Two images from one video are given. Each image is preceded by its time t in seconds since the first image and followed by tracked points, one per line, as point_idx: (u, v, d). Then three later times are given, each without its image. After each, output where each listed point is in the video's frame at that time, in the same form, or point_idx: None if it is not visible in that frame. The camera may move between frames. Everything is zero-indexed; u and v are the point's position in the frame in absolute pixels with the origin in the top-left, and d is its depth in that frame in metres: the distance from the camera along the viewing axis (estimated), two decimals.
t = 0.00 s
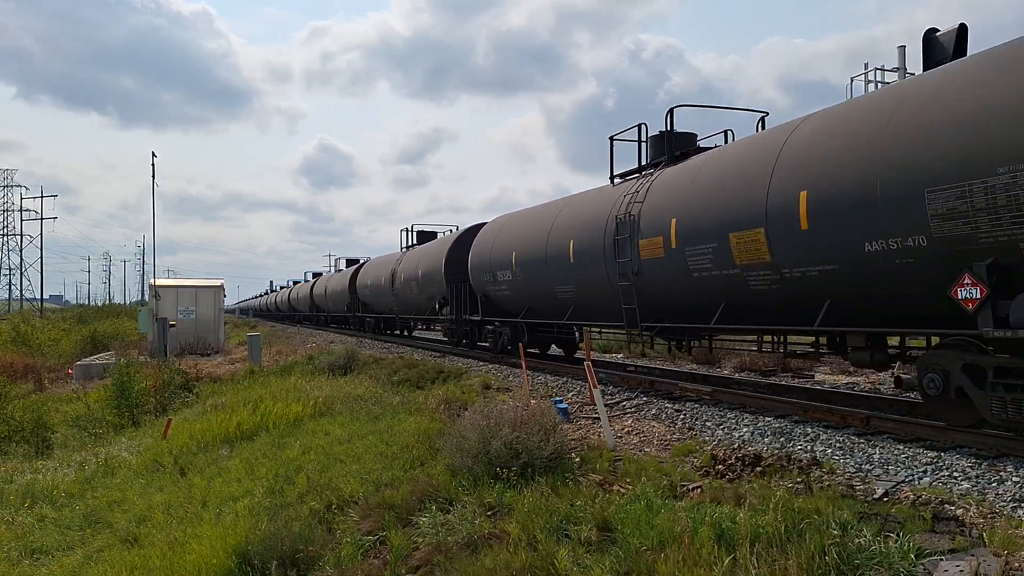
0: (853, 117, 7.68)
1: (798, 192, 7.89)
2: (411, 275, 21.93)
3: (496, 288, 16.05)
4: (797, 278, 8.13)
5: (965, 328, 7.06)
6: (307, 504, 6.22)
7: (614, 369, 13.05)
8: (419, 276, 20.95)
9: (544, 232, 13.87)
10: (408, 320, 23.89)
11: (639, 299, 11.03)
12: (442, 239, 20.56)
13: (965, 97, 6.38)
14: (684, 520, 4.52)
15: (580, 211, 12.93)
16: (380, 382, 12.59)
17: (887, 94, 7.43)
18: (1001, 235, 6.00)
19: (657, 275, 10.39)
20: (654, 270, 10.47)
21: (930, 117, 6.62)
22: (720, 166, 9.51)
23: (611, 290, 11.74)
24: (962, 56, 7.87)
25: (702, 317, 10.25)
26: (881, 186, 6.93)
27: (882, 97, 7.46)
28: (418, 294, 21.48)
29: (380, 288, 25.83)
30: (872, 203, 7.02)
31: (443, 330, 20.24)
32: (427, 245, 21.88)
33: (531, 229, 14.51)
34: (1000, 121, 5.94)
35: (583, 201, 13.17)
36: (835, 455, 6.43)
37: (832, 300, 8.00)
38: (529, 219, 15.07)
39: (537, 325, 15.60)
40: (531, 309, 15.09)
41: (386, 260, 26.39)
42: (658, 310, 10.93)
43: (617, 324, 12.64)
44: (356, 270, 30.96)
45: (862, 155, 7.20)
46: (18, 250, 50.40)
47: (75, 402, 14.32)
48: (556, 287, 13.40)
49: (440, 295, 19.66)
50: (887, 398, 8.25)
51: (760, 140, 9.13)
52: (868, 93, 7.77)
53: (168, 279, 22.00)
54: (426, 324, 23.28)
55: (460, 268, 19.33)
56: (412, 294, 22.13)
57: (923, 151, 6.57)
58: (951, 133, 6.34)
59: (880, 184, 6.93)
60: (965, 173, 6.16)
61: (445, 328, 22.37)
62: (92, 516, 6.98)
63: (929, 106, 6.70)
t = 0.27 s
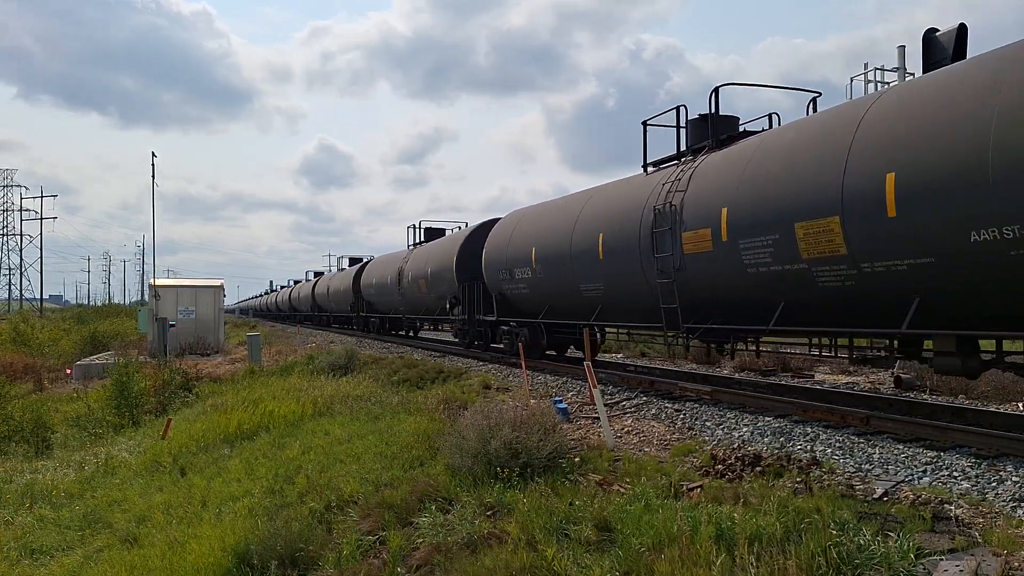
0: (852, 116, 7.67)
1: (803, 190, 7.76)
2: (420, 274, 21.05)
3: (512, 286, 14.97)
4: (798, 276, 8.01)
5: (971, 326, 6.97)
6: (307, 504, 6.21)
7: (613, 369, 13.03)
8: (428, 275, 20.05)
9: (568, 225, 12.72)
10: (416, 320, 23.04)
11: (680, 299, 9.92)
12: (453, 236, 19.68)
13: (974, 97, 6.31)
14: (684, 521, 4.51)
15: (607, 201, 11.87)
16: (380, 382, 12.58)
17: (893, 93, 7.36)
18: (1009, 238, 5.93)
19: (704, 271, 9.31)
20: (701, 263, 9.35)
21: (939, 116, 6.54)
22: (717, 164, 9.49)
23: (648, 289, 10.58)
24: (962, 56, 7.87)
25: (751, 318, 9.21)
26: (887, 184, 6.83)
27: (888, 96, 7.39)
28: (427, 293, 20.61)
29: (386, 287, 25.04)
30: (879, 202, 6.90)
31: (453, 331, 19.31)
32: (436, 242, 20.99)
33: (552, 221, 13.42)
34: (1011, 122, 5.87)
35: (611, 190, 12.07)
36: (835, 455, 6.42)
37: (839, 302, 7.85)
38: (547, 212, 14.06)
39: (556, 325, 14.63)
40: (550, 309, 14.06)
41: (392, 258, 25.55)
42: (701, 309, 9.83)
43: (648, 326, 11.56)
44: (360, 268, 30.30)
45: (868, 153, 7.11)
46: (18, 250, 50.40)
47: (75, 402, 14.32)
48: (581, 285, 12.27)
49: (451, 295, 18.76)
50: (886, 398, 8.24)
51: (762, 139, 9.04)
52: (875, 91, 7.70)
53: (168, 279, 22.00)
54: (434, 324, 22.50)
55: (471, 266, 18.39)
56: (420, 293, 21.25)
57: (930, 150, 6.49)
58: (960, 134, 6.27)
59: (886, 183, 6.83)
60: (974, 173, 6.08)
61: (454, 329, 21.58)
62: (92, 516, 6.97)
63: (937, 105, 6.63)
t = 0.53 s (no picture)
0: (858, 117, 7.73)
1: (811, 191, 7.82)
2: (429, 272, 20.28)
3: (534, 284, 14.17)
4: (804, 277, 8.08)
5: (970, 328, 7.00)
6: (307, 504, 6.21)
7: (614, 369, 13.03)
8: (438, 273, 19.30)
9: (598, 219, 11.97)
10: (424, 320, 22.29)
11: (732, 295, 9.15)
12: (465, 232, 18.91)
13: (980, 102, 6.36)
14: (684, 521, 4.51)
15: (639, 194, 11.18)
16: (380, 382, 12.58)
17: (900, 94, 7.41)
18: (1011, 245, 6.00)
19: (759, 265, 8.56)
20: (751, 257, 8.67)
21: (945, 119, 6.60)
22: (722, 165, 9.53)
23: (693, 285, 9.80)
24: (962, 56, 7.88)
25: (810, 316, 8.47)
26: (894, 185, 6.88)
27: (895, 98, 7.44)
28: (437, 292, 19.87)
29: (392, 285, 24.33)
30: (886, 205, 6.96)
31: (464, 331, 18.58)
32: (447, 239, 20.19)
33: (577, 215, 12.72)
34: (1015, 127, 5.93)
35: (644, 181, 11.37)
36: (835, 455, 6.42)
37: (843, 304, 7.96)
38: (570, 205, 13.35)
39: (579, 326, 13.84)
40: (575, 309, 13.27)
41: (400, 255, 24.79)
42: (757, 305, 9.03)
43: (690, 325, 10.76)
44: (363, 267, 29.65)
45: (874, 155, 7.17)
46: (18, 249, 50.35)
47: (75, 402, 14.32)
48: (612, 282, 11.53)
49: (464, 293, 17.97)
50: (885, 398, 8.23)
51: (768, 139, 9.07)
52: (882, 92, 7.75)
53: (168, 279, 22.00)
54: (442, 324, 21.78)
55: (484, 264, 17.62)
56: (430, 292, 20.49)
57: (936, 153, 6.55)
58: (967, 141, 6.31)
59: (891, 186, 6.89)
60: (978, 179, 6.15)
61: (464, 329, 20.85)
62: (92, 516, 6.97)
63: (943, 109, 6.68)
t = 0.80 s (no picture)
0: (854, 120, 7.80)
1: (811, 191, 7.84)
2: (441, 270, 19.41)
3: (558, 283, 13.28)
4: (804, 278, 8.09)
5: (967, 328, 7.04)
6: (307, 504, 6.21)
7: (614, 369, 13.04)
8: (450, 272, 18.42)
9: (631, 211, 11.09)
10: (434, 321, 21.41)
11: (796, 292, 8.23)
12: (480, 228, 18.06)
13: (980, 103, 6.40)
14: (684, 521, 4.51)
15: (676, 183, 10.35)
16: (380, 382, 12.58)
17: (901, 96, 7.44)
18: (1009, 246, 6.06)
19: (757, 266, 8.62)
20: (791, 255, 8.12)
21: (946, 120, 6.64)
22: (720, 166, 9.59)
23: (747, 283, 8.92)
24: (961, 56, 7.88)
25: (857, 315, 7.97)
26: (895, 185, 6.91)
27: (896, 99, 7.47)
28: (449, 291, 19.02)
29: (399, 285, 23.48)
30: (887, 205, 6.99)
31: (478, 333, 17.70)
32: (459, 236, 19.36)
33: (603, 209, 11.89)
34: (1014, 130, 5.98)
35: (678, 170, 10.58)
36: (834, 455, 6.42)
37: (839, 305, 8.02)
38: (594, 199, 12.54)
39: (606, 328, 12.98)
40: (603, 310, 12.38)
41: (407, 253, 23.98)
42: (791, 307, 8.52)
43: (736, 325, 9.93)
44: (368, 266, 28.87)
45: (873, 156, 7.21)
46: (18, 250, 50.39)
47: (75, 402, 14.33)
48: (648, 279, 10.65)
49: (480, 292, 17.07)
50: (885, 398, 8.24)
51: (764, 141, 9.14)
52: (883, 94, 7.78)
53: (168, 279, 22.01)
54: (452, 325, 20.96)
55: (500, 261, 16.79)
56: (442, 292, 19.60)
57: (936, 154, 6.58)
58: (965, 142, 6.37)
59: (889, 188, 6.96)
60: (978, 180, 6.20)
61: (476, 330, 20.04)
62: (92, 516, 6.96)
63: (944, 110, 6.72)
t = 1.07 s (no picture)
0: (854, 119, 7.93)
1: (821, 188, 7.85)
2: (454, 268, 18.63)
3: (581, 284, 12.60)
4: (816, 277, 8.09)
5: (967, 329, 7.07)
6: (307, 504, 6.21)
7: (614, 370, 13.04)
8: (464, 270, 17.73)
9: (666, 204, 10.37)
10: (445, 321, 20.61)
11: (880, 289, 7.40)
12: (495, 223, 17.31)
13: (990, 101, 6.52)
14: (684, 521, 4.51)
15: (714, 174, 9.67)
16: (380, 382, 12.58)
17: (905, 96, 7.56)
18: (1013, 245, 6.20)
19: (759, 264, 8.72)
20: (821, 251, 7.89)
21: (953, 121, 6.75)
22: (721, 164, 9.69)
23: (749, 281, 9.03)
24: (961, 56, 7.88)
25: (912, 314, 7.51)
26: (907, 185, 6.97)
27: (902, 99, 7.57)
28: (461, 290, 18.31)
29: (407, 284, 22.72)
30: (944, 195, 6.65)
31: (492, 334, 16.92)
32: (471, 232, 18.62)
33: (633, 202, 11.18)
34: None
35: (716, 160, 9.92)
36: (834, 455, 6.42)
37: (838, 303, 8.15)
38: (618, 193, 11.84)
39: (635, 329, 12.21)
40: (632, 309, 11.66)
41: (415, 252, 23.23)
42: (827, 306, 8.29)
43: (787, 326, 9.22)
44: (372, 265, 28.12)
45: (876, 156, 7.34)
46: (19, 250, 50.44)
47: (75, 402, 14.33)
48: (692, 276, 9.86)
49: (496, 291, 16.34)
50: (885, 398, 8.25)
51: (764, 139, 9.26)
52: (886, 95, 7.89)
53: (168, 279, 22.01)
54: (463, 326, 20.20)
55: (516, 260, 16.09)
56: (454, 291, 18.86)
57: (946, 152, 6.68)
58: (970, 142, 6.50)
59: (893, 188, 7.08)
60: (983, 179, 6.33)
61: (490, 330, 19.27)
62: (92, 516, 6.97)
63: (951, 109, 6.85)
